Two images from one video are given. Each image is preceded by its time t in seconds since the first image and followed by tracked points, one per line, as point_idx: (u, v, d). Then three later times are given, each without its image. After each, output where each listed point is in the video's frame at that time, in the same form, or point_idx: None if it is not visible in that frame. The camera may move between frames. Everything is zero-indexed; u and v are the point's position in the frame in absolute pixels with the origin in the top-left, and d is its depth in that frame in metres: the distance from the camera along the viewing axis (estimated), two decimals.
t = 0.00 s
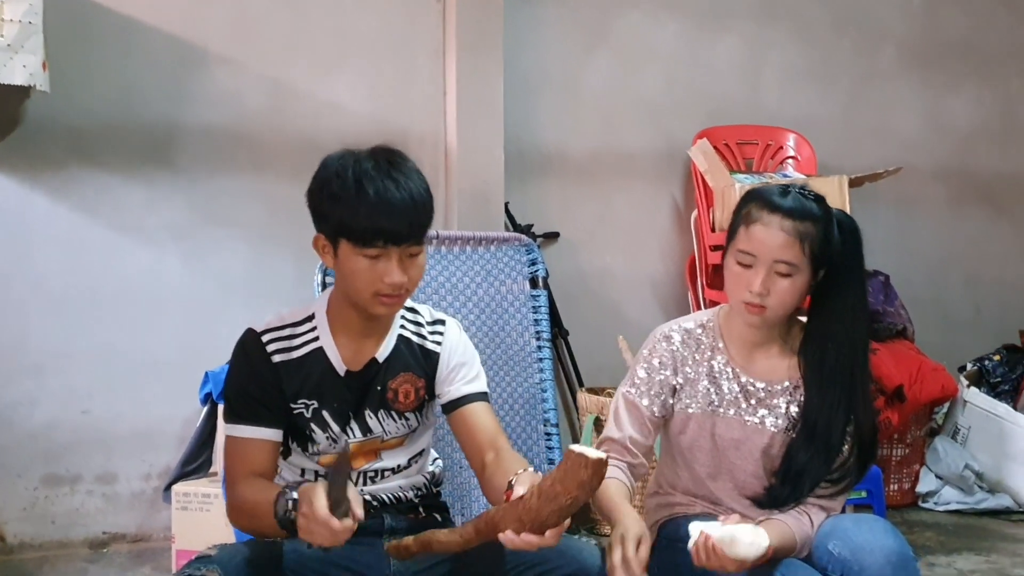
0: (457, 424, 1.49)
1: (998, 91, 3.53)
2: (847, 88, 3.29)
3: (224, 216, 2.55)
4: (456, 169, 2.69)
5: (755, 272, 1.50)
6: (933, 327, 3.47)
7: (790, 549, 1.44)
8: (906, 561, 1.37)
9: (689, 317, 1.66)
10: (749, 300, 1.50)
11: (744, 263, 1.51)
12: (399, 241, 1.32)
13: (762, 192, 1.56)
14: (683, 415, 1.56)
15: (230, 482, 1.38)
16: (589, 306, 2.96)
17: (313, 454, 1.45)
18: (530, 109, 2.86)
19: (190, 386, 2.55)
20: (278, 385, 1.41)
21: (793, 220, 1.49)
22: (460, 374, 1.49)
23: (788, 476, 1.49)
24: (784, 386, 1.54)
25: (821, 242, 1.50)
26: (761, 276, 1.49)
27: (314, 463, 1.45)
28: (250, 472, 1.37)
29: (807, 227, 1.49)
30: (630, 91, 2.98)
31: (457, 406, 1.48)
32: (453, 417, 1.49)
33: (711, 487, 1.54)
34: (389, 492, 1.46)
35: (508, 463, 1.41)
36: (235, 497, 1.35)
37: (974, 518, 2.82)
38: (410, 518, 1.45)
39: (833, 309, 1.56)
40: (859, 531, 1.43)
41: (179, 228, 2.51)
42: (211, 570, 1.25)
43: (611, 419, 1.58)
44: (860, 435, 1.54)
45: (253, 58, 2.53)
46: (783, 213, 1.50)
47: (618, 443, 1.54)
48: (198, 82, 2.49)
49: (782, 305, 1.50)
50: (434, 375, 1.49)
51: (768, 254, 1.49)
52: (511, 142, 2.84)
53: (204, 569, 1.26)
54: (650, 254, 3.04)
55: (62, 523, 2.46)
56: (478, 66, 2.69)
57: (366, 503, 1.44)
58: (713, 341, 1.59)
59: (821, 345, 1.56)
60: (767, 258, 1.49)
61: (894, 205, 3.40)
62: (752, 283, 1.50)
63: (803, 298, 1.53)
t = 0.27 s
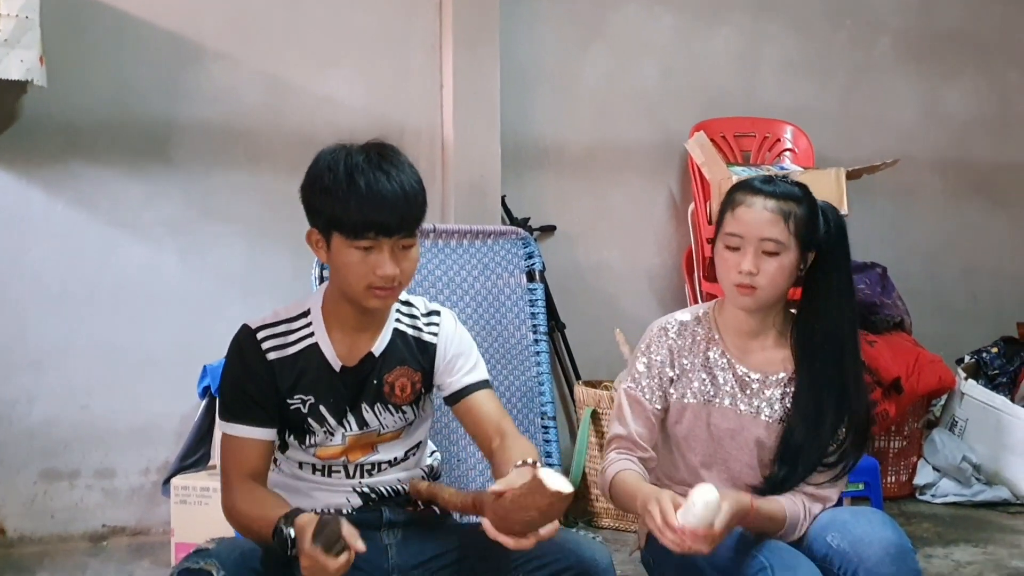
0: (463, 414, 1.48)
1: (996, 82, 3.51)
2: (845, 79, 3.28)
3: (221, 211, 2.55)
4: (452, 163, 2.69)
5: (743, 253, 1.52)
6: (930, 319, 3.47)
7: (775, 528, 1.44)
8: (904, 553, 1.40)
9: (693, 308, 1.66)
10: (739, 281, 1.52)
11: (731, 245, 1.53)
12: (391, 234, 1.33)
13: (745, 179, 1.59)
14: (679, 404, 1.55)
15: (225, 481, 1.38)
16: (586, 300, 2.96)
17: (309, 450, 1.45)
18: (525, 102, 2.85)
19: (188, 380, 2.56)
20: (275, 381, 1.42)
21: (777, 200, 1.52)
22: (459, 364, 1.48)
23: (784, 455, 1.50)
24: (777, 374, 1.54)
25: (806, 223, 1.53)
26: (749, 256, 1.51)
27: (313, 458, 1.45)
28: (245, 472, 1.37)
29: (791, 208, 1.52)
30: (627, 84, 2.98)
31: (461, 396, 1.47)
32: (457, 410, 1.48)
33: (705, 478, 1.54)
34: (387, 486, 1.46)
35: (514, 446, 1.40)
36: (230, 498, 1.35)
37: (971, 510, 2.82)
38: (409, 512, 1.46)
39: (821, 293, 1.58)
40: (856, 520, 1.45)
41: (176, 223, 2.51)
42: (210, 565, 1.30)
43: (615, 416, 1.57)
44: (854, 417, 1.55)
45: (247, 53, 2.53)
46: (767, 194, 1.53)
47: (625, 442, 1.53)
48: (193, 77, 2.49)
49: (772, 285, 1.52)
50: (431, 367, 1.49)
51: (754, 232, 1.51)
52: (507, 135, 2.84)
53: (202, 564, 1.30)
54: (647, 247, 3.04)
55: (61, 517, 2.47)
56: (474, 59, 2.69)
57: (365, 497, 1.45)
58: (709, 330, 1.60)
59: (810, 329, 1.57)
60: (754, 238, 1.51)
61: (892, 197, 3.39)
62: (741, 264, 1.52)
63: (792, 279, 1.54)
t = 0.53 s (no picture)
0: (484, 379, 1.54)
1: (997, 71, 3.50)
2: (844, 68, 3.27)
3: (219, 199, 2.55)
4: (451, 152, 2.69)
5: (733, 234, 1.54)
6: (929, 308, 3.47)
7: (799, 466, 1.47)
8: (893, 538, 1.38)
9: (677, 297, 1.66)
10: (730, 261, 1.53)
11: (721, 226, 1.55)
12: (372, 222, 1.32)
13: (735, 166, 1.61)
14: (676, 386, 1.55)
15: (228, 471, 1.36)
16: (585, 289, 2.96)
17: (309, 438, 1.44)
18: (524, 91, 2.85)
19: (187, 369, 2.56)
20: (272, 373, 1.40)
21: (764, 180, 1.55)
22: (465, 338, 1.51)
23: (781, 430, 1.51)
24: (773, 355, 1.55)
25: (795, 203, 1.55)
26: (739, 235, 1.53)
27: (311, 447, 1.45)
28: (248, 461, 1.35)
29: (779, 187, 1.55)
30: (626, 72, 2.97)
31: (478, 365, 1.52)
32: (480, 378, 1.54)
33: (701, 458, 1.54)
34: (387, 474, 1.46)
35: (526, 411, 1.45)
36: (236, 487, 1.34)
37: (970, 498, 2.83)
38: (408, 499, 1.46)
39: (813, 275, 1.59)
40: (844, 502, 1.44)
41: (174, 211, 2.51)
42: (218, 549, 1.30)
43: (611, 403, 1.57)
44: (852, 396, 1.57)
45: (245, 41, 2.53)
46: (754, 176, 1.56)
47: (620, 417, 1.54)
48: (191, 65, 2.49)
49: (762, 265, 1.53)
50: (428, 348, 1.51)
51: (744, 211, 1.53)
52: (506, 124, 2.84)
53: (210, 547, 1.31)
54: (646, 235, 3.04)
55: (61, 505, 2.47)
56: (473, 47, 2.68)
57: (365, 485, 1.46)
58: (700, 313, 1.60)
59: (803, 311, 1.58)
60: (742, 218, 1.53)
61: (892, 186, 3.39)
62: (731, 244, 1.54)
63: (782, 260, 1.56)
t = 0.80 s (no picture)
0: (488, 365, 1.54)
1: (996, 64, 3.50)
2: (844, 61, 3.27)
3: (217, 190, 2.55)
4: (449, 143, 2.69)
5: (727, 231, 1.54)
6: (927, 302, 3.48)
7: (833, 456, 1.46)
8: (848, 520, 1.37)
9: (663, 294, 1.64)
10: (726, 258, 1.54)
11: (713, 224, 1.56)
12: (358, 221, 1.31)
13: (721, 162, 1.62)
14: (684, 381, 1.54)
15: (231, 467, 1.35)
16: (584, 281, 2.96)
17: (307, 435, 1.44)
18: (523, 82, 2.85)
19: (185, 360, 2.56)
20: (268, 370, 1.39)
21: (753, 175, 1.56)
22: (463, 327, 1.51)
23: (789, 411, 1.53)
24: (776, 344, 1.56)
25: (784, 196, 1.56)
26: (733, 232, 1.53)
27: (308, 443, 1.45)
28: (252, 457, 1.34)
29: (767, 181, 1.56)
30: (625, 65, 2.96)
31: (481, 350, 1.52)
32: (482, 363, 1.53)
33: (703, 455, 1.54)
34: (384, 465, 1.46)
35: (518, 391, 1.46)
36: (243, 484, 1.32)
37: (967, 491, 2.83)
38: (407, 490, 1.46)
39: (809, 261, 1.62)
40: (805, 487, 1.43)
41: (172, 202, 2.51)
42: (226, 540, 1.27)
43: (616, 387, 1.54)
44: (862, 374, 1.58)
45: (244, 31, 2.52)
46: (742, 171, 1.56)
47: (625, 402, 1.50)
48: (189, 55, 2.48)
49: (757, 260, 1.53)
50: (423, 341, 1.49)
51: (735, 207, 1.54)
52: (505, 116, 2.84)
53: (218, 537, 1.27)
54: (645, 228, 3.04)
55: (59, 496, 2.47)
56: (472, 38, 2.67)
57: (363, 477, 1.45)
58: (700, 310, 1.59)
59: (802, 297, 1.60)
60: (734, 214, 1.54)
61: (890, 180, 3.39)
62: (725, 241, 1.54)
63: (776, 253, 1.56)
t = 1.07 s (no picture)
0: (488, 361, 1.54)
1: (996, 58, 3.49)
2: (844, 55, 3.27)
3: (216, 184, 2.54)
4: (449, 137, 2.68)
5: (750, 238, 1.50)
6: (926, 297, 3.48)
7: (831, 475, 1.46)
8: (847, 530, 1.36)
9: (680, 294, 1.59)
10: (749, 268, 1.49)
11: (735, 230, 1.51)
12: (354, 216, 1.30)
13: (744, 163, 1.56)
14: (696, 393, 1.53)
15: (229, 461, 1.34)
16: (583, 275, 2.96)
17: (304, 428, 1.43)
18: (523, 76, 2.84)
19: (184, 354, 2.56)
20: (266, 364, 1.38)
21: (778, 180, 1.50)
22: (464, 322, 1.50)
23: (790, 430, 1.52)
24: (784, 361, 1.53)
25: (809, 201, 1.51)
26: (757, 240, 1.48)
27: (305, 436, 1.44)
28: (251, 451, 1.33)
29: (793, 186, 1.50)
30: (625, 58, 2.96)
31: (482, 346, 1.51)
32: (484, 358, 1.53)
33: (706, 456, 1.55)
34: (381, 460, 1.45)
35: (519, 384, 1.46)
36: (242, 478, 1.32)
37: (965, 485, 2.84)
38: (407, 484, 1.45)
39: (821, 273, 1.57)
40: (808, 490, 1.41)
41: (171, 196, 2.50)
42: (226, 533, 1.25)
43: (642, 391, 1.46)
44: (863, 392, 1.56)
45: (243, 25, 2.51)
46: (768, 175, 1.51)
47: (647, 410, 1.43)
48: (188, 48, 2.47)
49: (781, 271, 1.49)
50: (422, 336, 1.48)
51: (760, 214, 1.48)
52: (505, 109, 2.83)
53: (219, 530, 1.26)
54: (644, 223, 3.03)
55: (58, 490, 2.47)
56: (471, 32, 2.66)
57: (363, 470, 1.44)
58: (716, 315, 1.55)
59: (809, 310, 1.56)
60: (759, 221, 1.49)
61: (890, 174, 3.39)
62: (748, 249, 1.49)
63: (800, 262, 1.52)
